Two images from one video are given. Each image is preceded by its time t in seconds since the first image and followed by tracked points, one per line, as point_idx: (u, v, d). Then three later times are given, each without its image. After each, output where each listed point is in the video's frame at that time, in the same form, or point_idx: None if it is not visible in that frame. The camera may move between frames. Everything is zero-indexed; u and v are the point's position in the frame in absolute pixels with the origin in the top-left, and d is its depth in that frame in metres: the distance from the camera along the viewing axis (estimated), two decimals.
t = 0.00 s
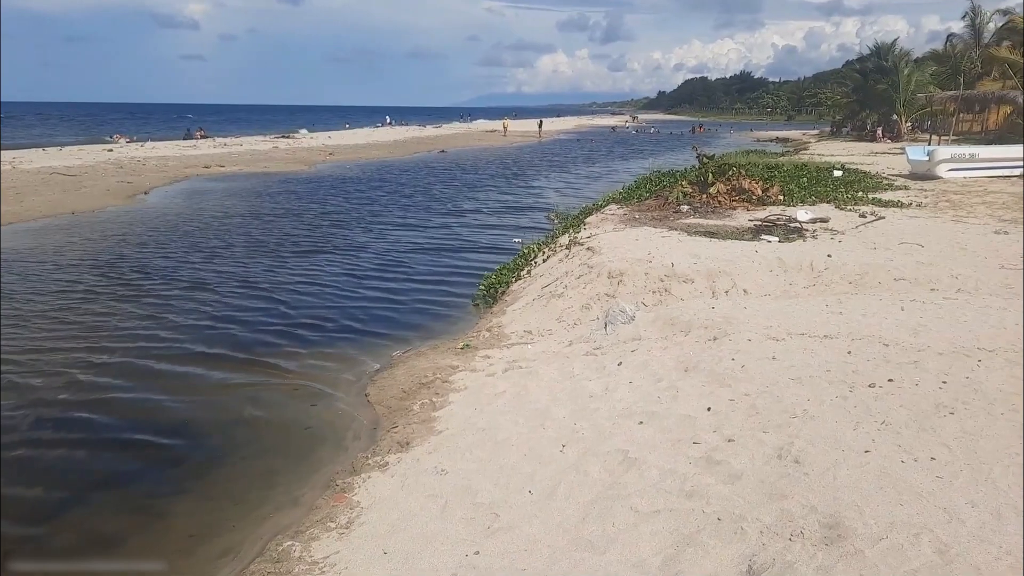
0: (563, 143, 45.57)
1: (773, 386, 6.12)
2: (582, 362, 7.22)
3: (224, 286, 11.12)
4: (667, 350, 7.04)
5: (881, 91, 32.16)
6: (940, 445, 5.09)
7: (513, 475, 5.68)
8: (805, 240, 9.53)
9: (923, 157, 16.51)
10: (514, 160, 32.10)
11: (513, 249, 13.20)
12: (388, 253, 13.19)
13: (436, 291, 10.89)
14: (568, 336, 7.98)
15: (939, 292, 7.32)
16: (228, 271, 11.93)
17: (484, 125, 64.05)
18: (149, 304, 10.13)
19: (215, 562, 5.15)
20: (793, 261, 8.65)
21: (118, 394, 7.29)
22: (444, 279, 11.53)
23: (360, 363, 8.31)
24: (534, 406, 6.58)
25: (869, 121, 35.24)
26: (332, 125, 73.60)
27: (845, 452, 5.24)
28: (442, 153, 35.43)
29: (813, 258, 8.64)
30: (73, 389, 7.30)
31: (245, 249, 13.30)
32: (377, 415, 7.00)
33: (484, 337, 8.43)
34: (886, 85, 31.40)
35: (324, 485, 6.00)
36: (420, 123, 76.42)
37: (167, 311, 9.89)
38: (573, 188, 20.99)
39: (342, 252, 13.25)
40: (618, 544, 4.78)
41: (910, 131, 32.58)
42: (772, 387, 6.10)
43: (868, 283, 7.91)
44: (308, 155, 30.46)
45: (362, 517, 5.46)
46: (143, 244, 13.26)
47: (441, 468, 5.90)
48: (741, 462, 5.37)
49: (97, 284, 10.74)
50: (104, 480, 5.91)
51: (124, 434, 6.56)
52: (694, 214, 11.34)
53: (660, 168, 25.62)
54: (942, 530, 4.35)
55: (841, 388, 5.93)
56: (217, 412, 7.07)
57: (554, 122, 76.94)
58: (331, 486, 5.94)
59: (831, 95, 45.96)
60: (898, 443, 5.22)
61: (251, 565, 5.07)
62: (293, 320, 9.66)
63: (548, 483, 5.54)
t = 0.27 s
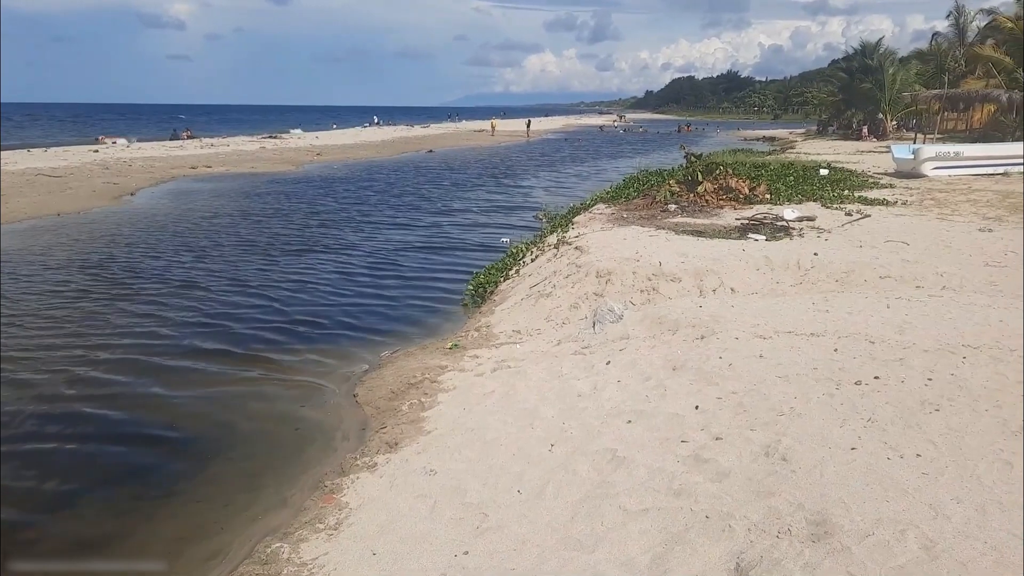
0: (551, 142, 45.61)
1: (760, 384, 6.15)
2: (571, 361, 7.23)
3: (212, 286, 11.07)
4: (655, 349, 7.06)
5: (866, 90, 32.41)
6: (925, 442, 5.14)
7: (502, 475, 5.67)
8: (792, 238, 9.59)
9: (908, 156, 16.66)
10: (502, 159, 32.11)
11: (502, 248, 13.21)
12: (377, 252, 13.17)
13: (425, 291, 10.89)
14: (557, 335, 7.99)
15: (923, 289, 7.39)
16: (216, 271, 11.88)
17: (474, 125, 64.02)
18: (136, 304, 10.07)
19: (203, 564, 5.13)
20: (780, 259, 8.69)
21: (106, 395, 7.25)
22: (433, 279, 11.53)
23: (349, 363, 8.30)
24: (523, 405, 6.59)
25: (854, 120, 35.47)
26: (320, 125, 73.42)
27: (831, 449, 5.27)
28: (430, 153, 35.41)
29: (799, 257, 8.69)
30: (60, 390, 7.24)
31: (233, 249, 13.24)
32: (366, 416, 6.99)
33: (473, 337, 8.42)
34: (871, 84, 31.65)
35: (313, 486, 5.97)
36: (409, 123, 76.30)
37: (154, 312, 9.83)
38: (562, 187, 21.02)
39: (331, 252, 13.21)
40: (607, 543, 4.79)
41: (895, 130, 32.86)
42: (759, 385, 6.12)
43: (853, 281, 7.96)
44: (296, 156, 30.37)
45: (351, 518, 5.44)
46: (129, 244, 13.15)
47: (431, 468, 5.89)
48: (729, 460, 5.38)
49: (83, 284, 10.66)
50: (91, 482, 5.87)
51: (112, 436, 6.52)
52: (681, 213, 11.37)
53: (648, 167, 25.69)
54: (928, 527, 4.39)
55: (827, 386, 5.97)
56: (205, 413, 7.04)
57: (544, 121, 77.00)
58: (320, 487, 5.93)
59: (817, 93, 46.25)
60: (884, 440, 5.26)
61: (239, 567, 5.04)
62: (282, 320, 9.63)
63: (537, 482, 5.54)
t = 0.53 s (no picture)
0: (541, 142, 45.67)
1: (748, 383, 6.17)
2: (560, 361, 7.23)
3: (200, 288, 11.02)
4: (642, 348, 7.08)
5: (853, 90, 32.62)
6: (912, 440, 5.17)
7: (491, 476, 5.67)
8: (779, 237, 9.63)
9: (894, 156, 16.82)
10: (492, 159, 32.09)
11: (491, 248, 13.21)
12: (367, 253, 13.14)
13: (415, 292, 10.87)
14: (546, 335, 8.00)
15: (909, 289, 7.44)
16: (204, 272, 11.82)
17: (464, 125, 64.02)
18: (123, 306, 10.01)
19: (191, 567, 5.10)
20: (767, 258, 8.73)
21: (93, 398, 7.20)
22: (423, 279, 11.52)
23: (338, 364, 8.28)
24: (512, 406, 6.58)
25: (842, 120, 35.67)
26: (310, 125, 73.21)
27: (819, 447, 5.29)
28: (419, 153, 35.35)
29: (786, 257, 8.72)
30: (46, 392, 7.18)
31: (221, 250, 13.18)
32: (354, 417, 6.97)
33: (462, 338, 8.41)
34: (858, 84, 31.88)
35: (302, 487, 5.95)
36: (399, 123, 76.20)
37: (142, 313, 9.77)
38: (551, 187, 21.02)
39: (319, 253, 13.15)
40: (596, 542, 4.79)
41: (881, 130, 33.11)
42: (747, 385, 6.13)
43: (840, 280, 8.00)
44: (284, 156, 30.26)
45: (340, 519, 5.42)
46: (117, 245, 13.08)
47: (420, 469, 5.87)
48: (718, 459, 5.39)
49: (69, 285, 10.57)
50: (78, 485, 5.82)
51: (99, 439, 6.48)
52: (670, 213, 11.39)
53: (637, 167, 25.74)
54: (914, 524, 4.41)
55: (815, 384, 6.00)
56: (192, 416, 6.99)
57: (534, 121, 77.06)
58: (309, 489, 5.91)
59: (805, 93, 46.53)
60: (871, 439, 5.28)
61: (227, 570, 5.02)
62: (271, 321, 9.60)
63: (526, 482, 5.53)
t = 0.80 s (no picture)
0: (531, 142, 45.66)
1: (737, 382, 6.18)
2: (549, 361, 7.23)
3: (188, 288, 10.96)
4: (631, 347, 7.10)
5: (841, 90, 32.78)
6: (899, 438, 5.20)
7: (480, 476, 5.66)
8: (767, 237, 9.66)
9: (881, 156, 16.92)
10: (482, 159, 32.07)
11: (481, 247, 13.21)
12: (357, 252, 13.11)
13: (405, 291, 10.86)
14: (535, 335, 8.00)
15: (896, 288, 7.48)
16: (193, 272, 11.76)
17: (456, 125, 63.94)
18: (111, 306, 9.93)
19: (178, 568, 5.08)
20: (756, 258, 8.75)
21: (80, 399, 7.15)
22: (413, 279, 11.50)
23: (327, 364, 8.25)
24: (501, 405, 6.58)
25: (829, 120, 35.86)
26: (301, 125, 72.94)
27: (807, 446, 5.31)
28: (408, 153, 35.27)
29: (774, 256, 8.75)
30: (32, 393, 7.12)
31: (210, 250, 13.10)
32: (343, 417, 6.95)
33: (451, 338, 8.40)
34: (846, 84, 32.02)
35: (290, 488, 5.93)
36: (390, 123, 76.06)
37: (130, 313, 9.71)
38: (542, 187, 21.03)
39: (308, 253, 13.10)
40: (585, 542, 4.79)
41: (869, 129, 33.27)
42: (736, 384, 6.15)
43: (828, 280, 8.04)
44: (273, 156, 30.15)
45: (328, 520, 5.41)
46: (104, 244, 12.98)
47: (408, 469, 5.86)
48: (706, 458, 5.40)
49: (56, 285, 10.47)
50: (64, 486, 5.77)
51: (86, 441, 6.43)
52: (659, 213, 11.41)
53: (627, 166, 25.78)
54: (902, 522, 4.44)
55: (803, 383, 6.02)
56: (180, 416, 6.96)
57: (526, 121, 77.09)
58: (297, 489, 5.88)
59: (794, 93, 46.72)
60: (859, 437, 5.31)
61: (215, 571, 5.00)
62: (261, 321, 9.56)
63: (515, 482, 5.53)
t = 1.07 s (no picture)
0: (522, 142, 45.71)
1: (724, 381, 6.21)
2: (537, 361, 7.25)
3: (178, 287, 10.92)
4: (619, 347, 7.12)
5: (830, 90, 32.93)
6: (884, 436, 5.24)
7: (468, 476, 5.67)
8: (755, 237, 9.69)
9: (869, 156, 17.01)
10: (472, 159, 32.05)
11: (471, 246, 13.22)
12: (347, 251, 13.09)
13: (395, 291, 10.87)
14: (524, 334, 8.01)
15: (882, 289, 7.53)
16: (183, 271, 11.71)
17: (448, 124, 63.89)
18: (99, 305, 9.88)
19: (166, 568, 5.09)
20: (743, 258, 8.79)
21: (68, 400, 7.11)
22: (404, 278, 11.51)
23: (316, 364, 8.25)
24: (489, 405, 6.59)
25: (818, 120, 36.03)
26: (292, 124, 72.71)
27: (793, 444, 5.34)
28: (398, 153, 35.22)
29: (761, 256, 8.78)
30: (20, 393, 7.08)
31: (199, 249, 13.05)
32: (332, 417, 6.96)
33: (440, 337, 8.41)
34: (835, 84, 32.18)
35: (278, 488, 5.94)
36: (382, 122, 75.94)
37: (118, 313, 9.67)
38: (533, 186, 21.05)
39: (298, 252, 13.07)
40: (572, 541, 4.81)
41: (857, 129, 33.43)
42: (722, 384, 6.17)
43: (815, 280, 8.08)
44: (262, 155, 30.03)
45: (316, 520, 5.41)
46: (93, 242, 12.91)
47: (397, 469, 5.87)
48: (692, 457, 5.43)
49: (43, 284, 10.40)
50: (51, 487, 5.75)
51: (74, 441, 6.40)
52: (647, 213, 11.43)
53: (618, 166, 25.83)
54: (886, 520, 4.47)
55: (790, 382, 6.05)
56: (168, 417, 6.95)
57: (518, 121, 77.10)
58: (285, 489, 5.89)
59: (783, 94, 46.93)
60: (845, 435, 5.34)
61: (202, 572, 5.00)
62: (251, 321, 9.55)
63: (502, 482, 5.55)
